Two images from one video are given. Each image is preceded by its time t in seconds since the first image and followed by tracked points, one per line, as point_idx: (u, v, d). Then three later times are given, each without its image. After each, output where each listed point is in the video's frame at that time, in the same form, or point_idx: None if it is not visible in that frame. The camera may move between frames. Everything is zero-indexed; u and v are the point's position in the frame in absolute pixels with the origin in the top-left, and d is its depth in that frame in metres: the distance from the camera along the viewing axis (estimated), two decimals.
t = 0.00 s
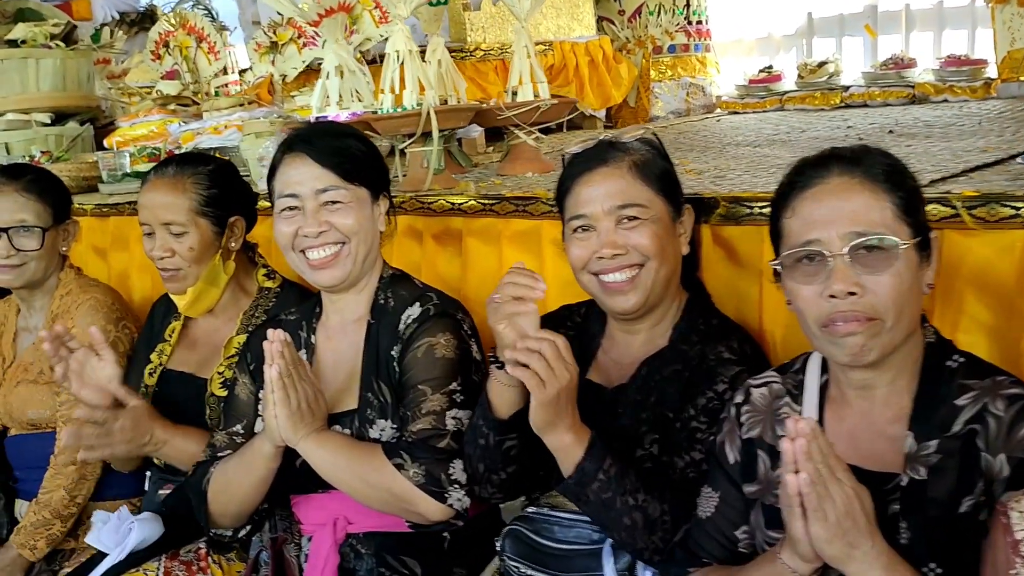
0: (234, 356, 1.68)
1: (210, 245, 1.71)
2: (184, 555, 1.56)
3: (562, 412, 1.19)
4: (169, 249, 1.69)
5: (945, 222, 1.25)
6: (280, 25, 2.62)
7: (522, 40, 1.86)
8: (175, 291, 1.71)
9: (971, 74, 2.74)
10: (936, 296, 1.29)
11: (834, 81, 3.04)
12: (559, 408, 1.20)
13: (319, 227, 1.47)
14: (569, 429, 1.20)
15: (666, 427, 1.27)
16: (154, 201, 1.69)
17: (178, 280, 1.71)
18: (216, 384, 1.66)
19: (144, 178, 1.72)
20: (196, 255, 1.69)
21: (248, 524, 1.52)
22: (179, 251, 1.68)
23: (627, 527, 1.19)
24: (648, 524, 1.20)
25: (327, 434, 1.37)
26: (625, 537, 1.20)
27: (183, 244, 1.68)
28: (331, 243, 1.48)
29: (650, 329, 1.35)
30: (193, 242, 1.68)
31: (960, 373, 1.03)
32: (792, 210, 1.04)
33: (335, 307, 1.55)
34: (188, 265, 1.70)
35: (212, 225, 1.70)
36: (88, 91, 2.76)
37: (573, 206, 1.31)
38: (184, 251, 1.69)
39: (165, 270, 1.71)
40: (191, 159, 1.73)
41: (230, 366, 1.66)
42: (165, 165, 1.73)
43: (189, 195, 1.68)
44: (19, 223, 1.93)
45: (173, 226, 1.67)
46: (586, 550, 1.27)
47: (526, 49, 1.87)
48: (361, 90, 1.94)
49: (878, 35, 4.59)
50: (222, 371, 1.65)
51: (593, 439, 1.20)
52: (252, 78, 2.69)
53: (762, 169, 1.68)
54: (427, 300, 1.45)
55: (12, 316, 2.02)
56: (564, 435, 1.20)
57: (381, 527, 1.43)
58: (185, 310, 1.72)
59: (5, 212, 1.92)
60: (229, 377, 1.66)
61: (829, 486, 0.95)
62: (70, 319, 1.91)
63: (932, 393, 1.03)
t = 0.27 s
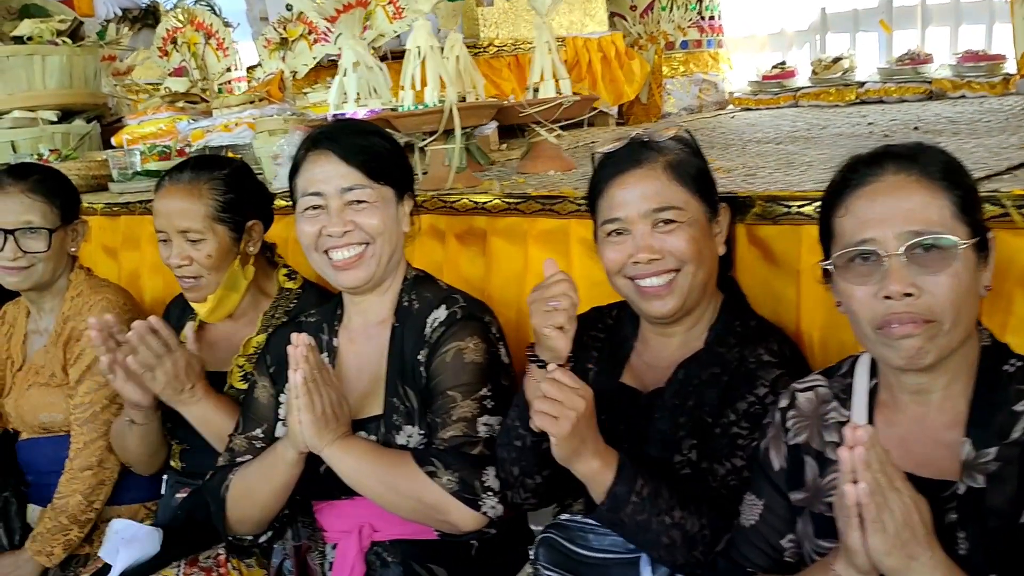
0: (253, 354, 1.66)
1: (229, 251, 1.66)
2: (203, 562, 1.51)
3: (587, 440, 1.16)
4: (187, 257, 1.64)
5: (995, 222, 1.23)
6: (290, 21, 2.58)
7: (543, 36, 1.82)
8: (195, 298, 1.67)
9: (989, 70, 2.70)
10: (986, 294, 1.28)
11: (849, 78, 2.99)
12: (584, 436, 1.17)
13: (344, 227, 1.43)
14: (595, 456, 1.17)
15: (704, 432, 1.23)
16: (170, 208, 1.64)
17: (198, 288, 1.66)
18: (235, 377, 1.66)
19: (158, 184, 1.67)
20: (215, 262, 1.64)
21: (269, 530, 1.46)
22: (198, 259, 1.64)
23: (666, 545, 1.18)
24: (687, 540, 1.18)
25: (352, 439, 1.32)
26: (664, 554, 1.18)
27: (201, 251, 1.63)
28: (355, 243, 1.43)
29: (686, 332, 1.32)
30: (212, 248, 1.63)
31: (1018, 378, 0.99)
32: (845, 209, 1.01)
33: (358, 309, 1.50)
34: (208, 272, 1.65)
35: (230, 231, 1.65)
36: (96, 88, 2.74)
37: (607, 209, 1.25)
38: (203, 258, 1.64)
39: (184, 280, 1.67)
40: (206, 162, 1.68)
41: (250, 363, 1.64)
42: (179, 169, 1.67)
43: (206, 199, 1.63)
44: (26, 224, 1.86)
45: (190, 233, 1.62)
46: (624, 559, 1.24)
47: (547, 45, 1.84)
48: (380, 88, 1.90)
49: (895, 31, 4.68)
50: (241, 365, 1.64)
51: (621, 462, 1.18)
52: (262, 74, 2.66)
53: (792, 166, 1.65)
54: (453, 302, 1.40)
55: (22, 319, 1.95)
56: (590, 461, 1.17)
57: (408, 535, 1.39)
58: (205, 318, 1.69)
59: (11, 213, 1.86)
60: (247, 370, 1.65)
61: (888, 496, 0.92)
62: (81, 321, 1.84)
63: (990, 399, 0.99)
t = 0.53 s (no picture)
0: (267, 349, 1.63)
1: (243, 250, 1.63)
2: (218, 559, 1.45)
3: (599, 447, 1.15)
4: (202, 258, 1.60)
5: None
6: (296, 13, 2.54)
7: (558, 27, 1.80)
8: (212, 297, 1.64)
9: (1002, 63, 2.69)
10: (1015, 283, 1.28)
11: (859, 70, 3.00)
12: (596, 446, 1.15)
13: (362, 220, 1.38)
14: (613, 464, 1.15)
15: (732, 428, 1.20)
16: (180, 210, 1.60)
17: (212, 289, 1.63)
18: (251, 372, 1.64)
19: (167, 185, 1.63)
20: (229, 262, 1.61)
21: (285, 529, 1.42)
22: (213, 260, 1.60)
23: (693, 549, 1.15)
24: (714, 542, 1.15)
25: (372, 437, 1.29)
26: (692, 557, 1.16)
27: (215, 252, 1.60)
28: (373, 237, 1.38)
29: (710, 327, 1.29)
30: (226, 248, 1.60)
31: None
32: (885, 198, 0.99)
33: (375, 304, 1.45)
34: (222, 272, 1.62)
35: (244, 230, 1.62)
36: (101, 83, 2.71)
37: (631, 202, 1.19)
38: (217, 259, 1.61)
39: (198, 280, 1.63)
40: (215, 160, 1.64)
41: (264, 357, 1.63)
42: (188, 169, 1.63)
43: (218, 200, 1.59)
44: (30, 220, 1.81)
45: (203, 235, 1.59)
46: (648, 557, 1.22)
47: (562, 36, 1.81)
48: (392, 81, 1.88)
49: (901, 25, 4.69)
50: (256, 360, 1.62)
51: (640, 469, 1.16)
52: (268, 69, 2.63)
53: (814, 158, 1.62)
54: (473, 298, 1.35)
55: (29, 315, 1.90)
56: (609, 470, 1.15)
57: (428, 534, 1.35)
58: (220, 316, 1.67)
59: (16, 209, 1.80)
60: (263, 364, 1.64)
61: (932, 492, 0.90)
62: (91, 317, 1.80)
63: None
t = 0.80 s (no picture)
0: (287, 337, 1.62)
1: (263, 239, 1.62)
2: (236, 552, 1.42)
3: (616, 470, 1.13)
4: (222, 249, 1.60)
5: None
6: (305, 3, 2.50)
7: (575, 15, 1.79)
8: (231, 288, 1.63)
9: (1014, 53, 2.66)
10: None
11: (869, 61, 2.99)
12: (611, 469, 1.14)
13: (383, 209, 1.32)
14: (633, 483, 1.14)
15: (763, 416, 1.18)
16: (199, 201, 1.59)
17: (233, 279, 1.62)
18: (268, 364, 1.62)
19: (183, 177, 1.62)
20: (250, 252, 1.60)
21: (307, 522, 1.39)
22: (234, 250, 1.60)
23: (723, 551, 1.14)
24: (744, 542, 1.14)
25: (396, 429, 1.26)
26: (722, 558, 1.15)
27: (235, 242, 1.59)
28: (394, 227, 1.32)
29: (738, 314, 1.27)
30: (246, 238, 1.60)
31: None
32: (926, 179, 0.98)
33: (394, 295, 1.39)
34: (245, 262, 1.61)
35: (263, 219, 1.62)
36: (106, 76, 2.69)
37: (660, 189, 1.18)
38: (238, 249, 1.60)
39: (219, 269, 1.62)
40: (232, 150, 1.63)
41: (283, 347, 1.61)
42: (204, 159, 1.62)
43: (236, 190, 1.58)
44: (42, 211, 1.79)
45: (222, 226, 1.58)
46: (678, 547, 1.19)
47: (579, 24, 1.80)
48: (406, 70, 1.87)
49: (915, 13, 4.85)
50: (274, 351, 1.60)
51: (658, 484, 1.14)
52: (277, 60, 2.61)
53: (836, 146, 1.60)
54: (495, 286, 1.31)
55: (40, 307, 1.88)
56: (631, 490, 1.14)
57: (450, 524, 1.33)
58: (241, 305, 1.65)
59: (27, 200, 1.79)
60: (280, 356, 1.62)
61: (977, 477, 0.88)
62: (104, 308, 1.79)
63: None
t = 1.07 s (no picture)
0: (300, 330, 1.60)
1: (273, 230, 1.61)
2: (251, 545, 1.40)
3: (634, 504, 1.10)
4: (231, 237, 1.58)
5: None
6: None
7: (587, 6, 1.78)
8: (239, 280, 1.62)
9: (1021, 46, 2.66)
10: None
11: (875, 54, 2.99)
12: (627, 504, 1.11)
13: (399, 201, 1.29)
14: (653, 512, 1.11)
15: (784, 406, 1.18)
16: (209, 188, 1.57)
17: (241, 268, 1.61)
18: (281, 357, 1.61)
19: (194, 164, 1.60)
20: (260, 241, 1.59)
21: (322, 514, 1.39)
22: (243, 239, 1.58)
23: (750, 560, 1.13)
24: (769, 548, 1.13)
25: (413, 419, 1.25)
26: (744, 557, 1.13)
27: (245, 230, 1.58)
28: (411, 218, 1.30)
29: (758, 303, 1.26)
30: (255, 227, 1.58)
31: None
32: (953, 166, 0.97)
33: (410, 285, 1.38)
34: (252, 251, 1.60)
35: (273, 209, 1.60)
36: (112, 71, 2.67)
37: (682, 177, 1.17)
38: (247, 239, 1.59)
39: (227, 259, 1.61)
40: (244, 138, 1.61)
41: (294, 343, 1.60)
42: (216, 147, 1.60)
43: (246, 177, 1.57)
44: (53, 203, 1.79)
45: (232, 214, 1.57)
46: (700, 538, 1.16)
47: (590, 16, 1.79)
48: (416, 62, 1.87)
49: (921, 7, 4.90)
50: (287, 344, 1.59)
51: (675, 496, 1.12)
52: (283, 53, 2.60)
53: (851, 137, 1.60)
54: (513, 277, 1.30)
55: (52, 300, 1.88)
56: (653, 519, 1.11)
57: (469, 515, 1.31)
58: (248, 295, 1.65)
59: (38, 192, 1.78)
60: (293, 350, 1.61)
61: (1007, 465, 0.88)
62: (115, 301, 1.77)
63: None
